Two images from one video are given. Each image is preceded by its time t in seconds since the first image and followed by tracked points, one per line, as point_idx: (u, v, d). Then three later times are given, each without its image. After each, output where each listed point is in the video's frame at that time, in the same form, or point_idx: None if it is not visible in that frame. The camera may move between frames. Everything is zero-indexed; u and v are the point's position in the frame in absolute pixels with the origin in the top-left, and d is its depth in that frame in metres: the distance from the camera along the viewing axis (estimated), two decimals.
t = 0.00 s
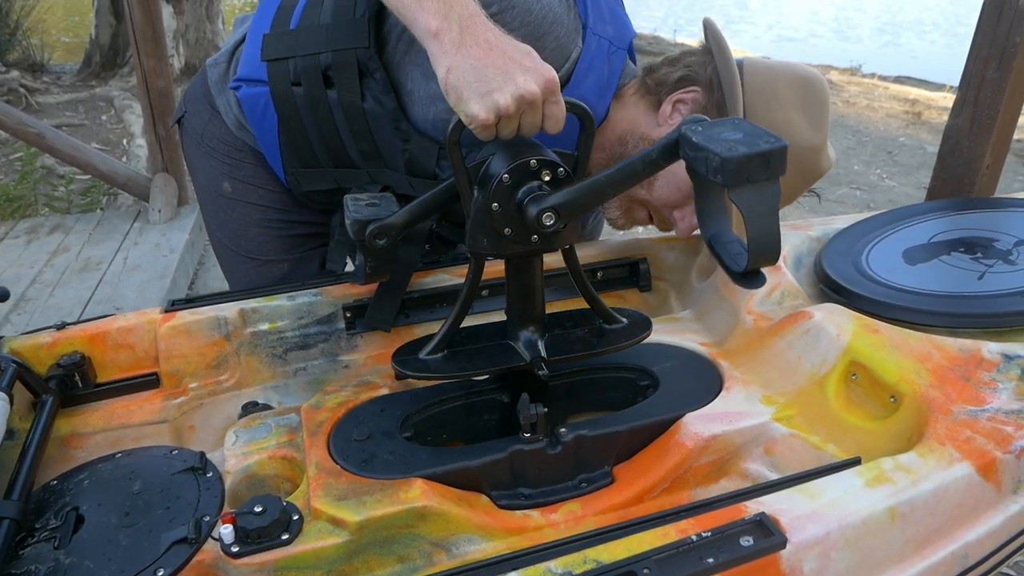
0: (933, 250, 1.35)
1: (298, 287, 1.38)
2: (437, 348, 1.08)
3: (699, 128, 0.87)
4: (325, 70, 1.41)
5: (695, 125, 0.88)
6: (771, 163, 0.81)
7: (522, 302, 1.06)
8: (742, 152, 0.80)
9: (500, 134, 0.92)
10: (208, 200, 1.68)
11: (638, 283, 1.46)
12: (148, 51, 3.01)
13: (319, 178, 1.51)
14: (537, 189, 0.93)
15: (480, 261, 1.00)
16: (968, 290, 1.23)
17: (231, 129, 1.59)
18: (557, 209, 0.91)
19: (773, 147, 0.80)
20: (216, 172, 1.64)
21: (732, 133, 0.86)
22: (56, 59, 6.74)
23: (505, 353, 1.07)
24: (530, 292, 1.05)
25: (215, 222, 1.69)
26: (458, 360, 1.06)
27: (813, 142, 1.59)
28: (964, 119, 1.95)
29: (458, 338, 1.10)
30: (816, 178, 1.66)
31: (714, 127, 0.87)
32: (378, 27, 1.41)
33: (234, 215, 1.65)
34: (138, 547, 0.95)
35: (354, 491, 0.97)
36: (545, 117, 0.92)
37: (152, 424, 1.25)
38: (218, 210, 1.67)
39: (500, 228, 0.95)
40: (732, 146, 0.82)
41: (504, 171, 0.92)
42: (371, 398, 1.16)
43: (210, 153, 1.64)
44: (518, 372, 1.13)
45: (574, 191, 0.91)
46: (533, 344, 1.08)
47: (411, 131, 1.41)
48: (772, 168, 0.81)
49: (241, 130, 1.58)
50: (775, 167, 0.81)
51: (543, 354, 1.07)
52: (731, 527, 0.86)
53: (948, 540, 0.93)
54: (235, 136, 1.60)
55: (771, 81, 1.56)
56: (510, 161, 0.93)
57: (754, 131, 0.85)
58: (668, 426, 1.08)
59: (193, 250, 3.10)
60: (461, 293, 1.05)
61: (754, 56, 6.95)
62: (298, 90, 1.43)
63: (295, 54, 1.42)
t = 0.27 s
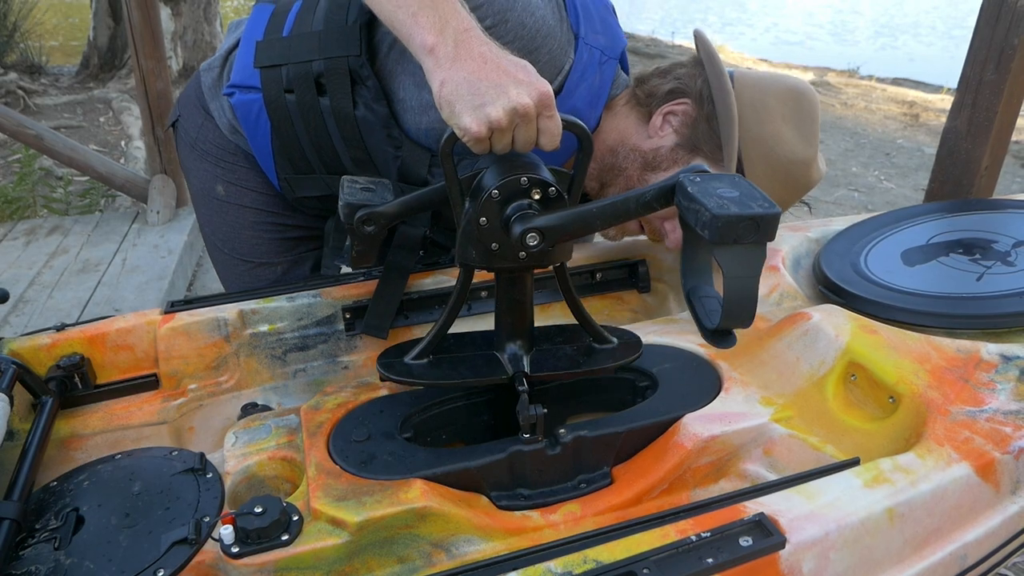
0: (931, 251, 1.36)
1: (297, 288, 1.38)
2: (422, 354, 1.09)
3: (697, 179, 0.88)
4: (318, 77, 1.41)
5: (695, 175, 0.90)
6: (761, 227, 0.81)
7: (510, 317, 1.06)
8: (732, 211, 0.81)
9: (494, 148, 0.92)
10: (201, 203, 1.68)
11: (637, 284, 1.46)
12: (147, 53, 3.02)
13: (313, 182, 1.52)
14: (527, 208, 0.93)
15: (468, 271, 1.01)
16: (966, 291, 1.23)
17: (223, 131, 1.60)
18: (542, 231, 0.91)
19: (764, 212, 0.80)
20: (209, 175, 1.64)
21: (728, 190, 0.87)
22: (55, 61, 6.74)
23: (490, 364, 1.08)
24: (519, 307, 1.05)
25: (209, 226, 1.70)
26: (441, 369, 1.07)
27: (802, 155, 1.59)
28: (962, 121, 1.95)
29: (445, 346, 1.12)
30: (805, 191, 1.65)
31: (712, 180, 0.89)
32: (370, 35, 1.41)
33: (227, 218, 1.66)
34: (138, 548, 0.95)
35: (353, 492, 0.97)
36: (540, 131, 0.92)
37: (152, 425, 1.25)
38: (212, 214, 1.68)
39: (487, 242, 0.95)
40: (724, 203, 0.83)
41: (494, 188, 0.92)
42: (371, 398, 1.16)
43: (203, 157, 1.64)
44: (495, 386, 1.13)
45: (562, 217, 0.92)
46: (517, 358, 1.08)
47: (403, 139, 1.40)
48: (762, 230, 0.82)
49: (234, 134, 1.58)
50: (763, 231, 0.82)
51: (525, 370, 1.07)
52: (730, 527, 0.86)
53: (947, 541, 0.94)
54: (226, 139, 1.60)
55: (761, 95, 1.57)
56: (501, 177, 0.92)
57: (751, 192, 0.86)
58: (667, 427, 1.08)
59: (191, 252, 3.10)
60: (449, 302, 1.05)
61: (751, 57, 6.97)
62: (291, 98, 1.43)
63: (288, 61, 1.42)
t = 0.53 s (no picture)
0: (930, 255, 1.36)
1: (297, 289, 1.38)
2: (428, 341, 1.09)
3: (699, 151, 0.88)
4: (321, 74, 1.41)
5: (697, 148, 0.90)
6: (762, 192, 0.81)
7: (515, 301, 1.06)
8: (732, 177, 0.81)
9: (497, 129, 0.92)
10: (199, 207, 1.69)
11: (637, 287, 1.46)
12: (147, 55, 3.02)
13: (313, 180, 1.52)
14: (529, 187, 0.92)
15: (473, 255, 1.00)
16: (965, 295, 1.24)
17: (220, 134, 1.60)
18: (544, 208, 0.90)
19: (765, 177, 0.80)
20: (207, 179, 1.64)
21: (729, 160, 0.86)
22: (55, 63, 6.75)
23: (495, 352, 1.07)
24: (523, 293, 1.05)
25: (207, 229, 1.70)
26: (446, 355, 1.07)
27: (802, 140, 1.60)
28: (961, 124, 1.96)
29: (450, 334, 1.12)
30: (806, 177, 1.66)
31: (714, 152, 0.88)
32: (374, 30, 1.42)
33: (226, 221, 1.66)
34: (139, 549, 0.95)
35: (354, 493, 0.97)
36: (543, 114, 0.91)
37: (152, 426, 1.26)
38: (210, 217, 1.68)
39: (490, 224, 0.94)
40: (724, 171, 0.83)
41: (496, 166, 0.91)
42: (371, 400, 1.16)
43: (200, 161, 1.64)
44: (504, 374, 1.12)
45: (564, 194, 0.91)
46: (522, 345, 1.07)
47: (407, 133, 1.41)
48: (763, 197, 0.81)
49: (233, 136, 1.58)
50: (765, 198, 0.81)
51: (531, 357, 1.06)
52: (730, 529, 0.86)
53: (946, 543, 0.94)
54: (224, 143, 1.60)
55: (760, 82, 1.57)
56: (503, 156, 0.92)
57: (754, 162, 0.86)
58: (667, 429, 1.09)
59: (192, 254, 3.11)
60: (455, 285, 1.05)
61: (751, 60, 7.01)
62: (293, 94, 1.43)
63: (291, 58, 1.42)
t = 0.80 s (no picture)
0: (932, 258, 1.36)
1: (299, 290, 1.39)
2: (438, 309, 1.06)
3: (707, 106, 0.86)
4: (325, 62, 1.43)
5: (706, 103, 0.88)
6: (771, 143, 0.80)
7: (525, 268, 1.02)
8: (739, 129, 0.79)
9: (505, 90, 0.92)
10: (204, 209, 1.69)
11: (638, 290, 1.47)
12: (150, 57, 3.04)
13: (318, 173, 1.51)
14: (537, 147, 0.90)
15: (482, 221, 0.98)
16: (966, 298, 1.24)
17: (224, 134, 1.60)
18: (550, 166, 0.88)
19: (774, 128, 0.79)
20: (212, 181, 1.65)
21: (739, 114, 0.85)
22: (58, 65, 6.78)
23: (506, 322, 1.04)
24: (535, 258, 1.01)
25: (212, 232, 1.70)
26: (457, 323, 1.04)
27: (811, 109, 1.60)
28: (963, 127, 1.96)
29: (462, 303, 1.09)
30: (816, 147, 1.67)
31: (724, 106, 0.86)
32: (376, 16, 1.43)
33: (231, 223, 1.66)
34: (142, 549, 0.95)
35: (355, 494, 0.97)
36: (550, 72, 0.91)
37: (155, 427, 1.26)
38: (216, 219, 1.68)
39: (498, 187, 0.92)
40: (732, 122, 0.81)
41: (502, 127, 0.90)
42: (373, 401, 1.17)
43: (205, 164, 1.65)
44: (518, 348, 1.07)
45: (572, 152, 0.88)
46: (534, 314, 1.03)
47: (414, 117, 1.42)
48: (772, 148, 0.80)
49: (237, 136, 1.58)
50: (774, 148, 0.80)
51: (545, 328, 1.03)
52: (729, 532, 0.87)
53: (946, 546, 0.94)
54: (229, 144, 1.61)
55: (770, 50, 1.58)
56: (510, 117, 0.90)
57: (764, 114, 0.84)
58: (667, 431, 1.09)
59: (194, 255, 3.11)
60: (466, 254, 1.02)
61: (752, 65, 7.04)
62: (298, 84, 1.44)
63: (294, 48, 1.44)
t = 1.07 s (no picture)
0: (933, 265, 1.36)
1: (303, 296, 1.40)
2: (451, 300, 1.05)
3: (733, 95, 0.86)
4: (335, 64, 1.44)
5: (731, 92, 0.87)
6: (798, 132, 0.80)
7: (540, 258, 1.01)
8: (767, 117, 0.79)
9: (523, 77, 0.92)
10: (210, 214, 1.70)
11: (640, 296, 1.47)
12: (155, 63, 3.05)
13: (327, 177, 1.51)
14: (556, 136, 0.90)
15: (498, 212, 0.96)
16: (967, 305, 1.24)
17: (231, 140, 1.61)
18: (570, 154, 0.88)
19: (802, 117, 0.79)
20: (218, 187, 1.66)
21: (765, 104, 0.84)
22: (64, 69, 6.81)
23: (520, 312, 1.03)
24: (550, 249, 1.00)
25: (217, 237, 1.71)
26: (471, 314, 1.03)
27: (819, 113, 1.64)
28: (965, 133, 1.96)
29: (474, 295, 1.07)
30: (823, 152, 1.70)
31: (749, 96, 0.86)
32: (386, 18, 1.44)
33: (237, 229, 1.67)
34: (144, 553, 0.96)
35: (358, 499, 0.98)
36: (570, 59, 0.91)
37: (158, 431, 1.27)
38: (221, 224, 1.69)
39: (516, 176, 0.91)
40: (759, 111, 0.81)
41: (521, 115, 0.89)
42: (376, 407, 1.17)
43: (211, 169, 1.66)
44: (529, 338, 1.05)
45: (592, 141, 0.88)
46: (547, 305, 1.03)
47: (423, 118, 1.42)
48: (800, 138, 0.80)
49: (244, 141, 1.59)
50: (801, 138, 0.80)
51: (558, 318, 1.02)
52: (731, 539, 0.87)
53: (947, 554, 0.94)
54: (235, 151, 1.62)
55: (777, 55, 1.60)
56: (528, 105, 0.90)
57: (789, 104, 0.84)
58: (669, 437, 1.09)
59: (198, 260, 3.12)
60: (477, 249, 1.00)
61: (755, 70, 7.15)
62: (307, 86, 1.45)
63: (302, 50, 1.45)
